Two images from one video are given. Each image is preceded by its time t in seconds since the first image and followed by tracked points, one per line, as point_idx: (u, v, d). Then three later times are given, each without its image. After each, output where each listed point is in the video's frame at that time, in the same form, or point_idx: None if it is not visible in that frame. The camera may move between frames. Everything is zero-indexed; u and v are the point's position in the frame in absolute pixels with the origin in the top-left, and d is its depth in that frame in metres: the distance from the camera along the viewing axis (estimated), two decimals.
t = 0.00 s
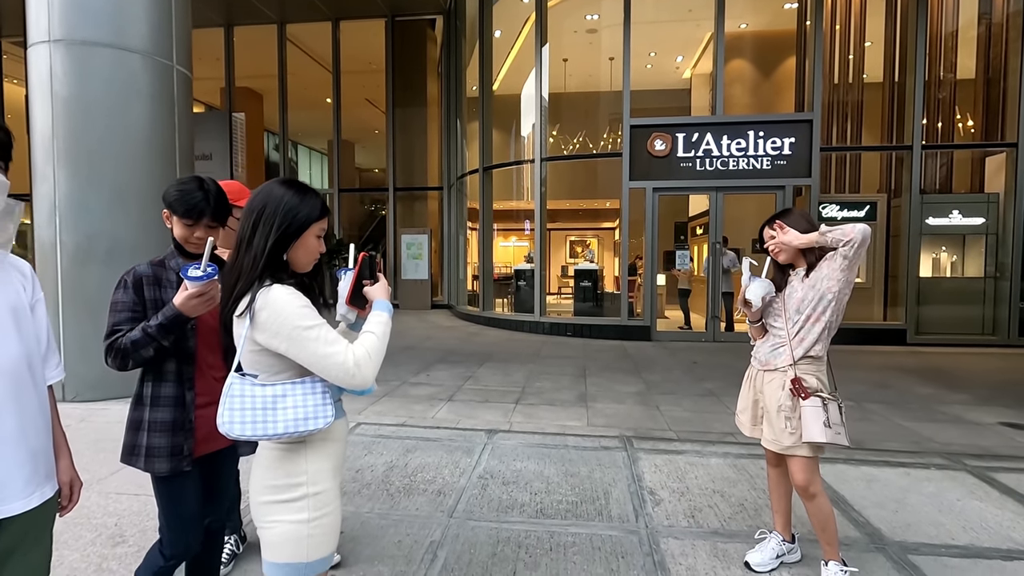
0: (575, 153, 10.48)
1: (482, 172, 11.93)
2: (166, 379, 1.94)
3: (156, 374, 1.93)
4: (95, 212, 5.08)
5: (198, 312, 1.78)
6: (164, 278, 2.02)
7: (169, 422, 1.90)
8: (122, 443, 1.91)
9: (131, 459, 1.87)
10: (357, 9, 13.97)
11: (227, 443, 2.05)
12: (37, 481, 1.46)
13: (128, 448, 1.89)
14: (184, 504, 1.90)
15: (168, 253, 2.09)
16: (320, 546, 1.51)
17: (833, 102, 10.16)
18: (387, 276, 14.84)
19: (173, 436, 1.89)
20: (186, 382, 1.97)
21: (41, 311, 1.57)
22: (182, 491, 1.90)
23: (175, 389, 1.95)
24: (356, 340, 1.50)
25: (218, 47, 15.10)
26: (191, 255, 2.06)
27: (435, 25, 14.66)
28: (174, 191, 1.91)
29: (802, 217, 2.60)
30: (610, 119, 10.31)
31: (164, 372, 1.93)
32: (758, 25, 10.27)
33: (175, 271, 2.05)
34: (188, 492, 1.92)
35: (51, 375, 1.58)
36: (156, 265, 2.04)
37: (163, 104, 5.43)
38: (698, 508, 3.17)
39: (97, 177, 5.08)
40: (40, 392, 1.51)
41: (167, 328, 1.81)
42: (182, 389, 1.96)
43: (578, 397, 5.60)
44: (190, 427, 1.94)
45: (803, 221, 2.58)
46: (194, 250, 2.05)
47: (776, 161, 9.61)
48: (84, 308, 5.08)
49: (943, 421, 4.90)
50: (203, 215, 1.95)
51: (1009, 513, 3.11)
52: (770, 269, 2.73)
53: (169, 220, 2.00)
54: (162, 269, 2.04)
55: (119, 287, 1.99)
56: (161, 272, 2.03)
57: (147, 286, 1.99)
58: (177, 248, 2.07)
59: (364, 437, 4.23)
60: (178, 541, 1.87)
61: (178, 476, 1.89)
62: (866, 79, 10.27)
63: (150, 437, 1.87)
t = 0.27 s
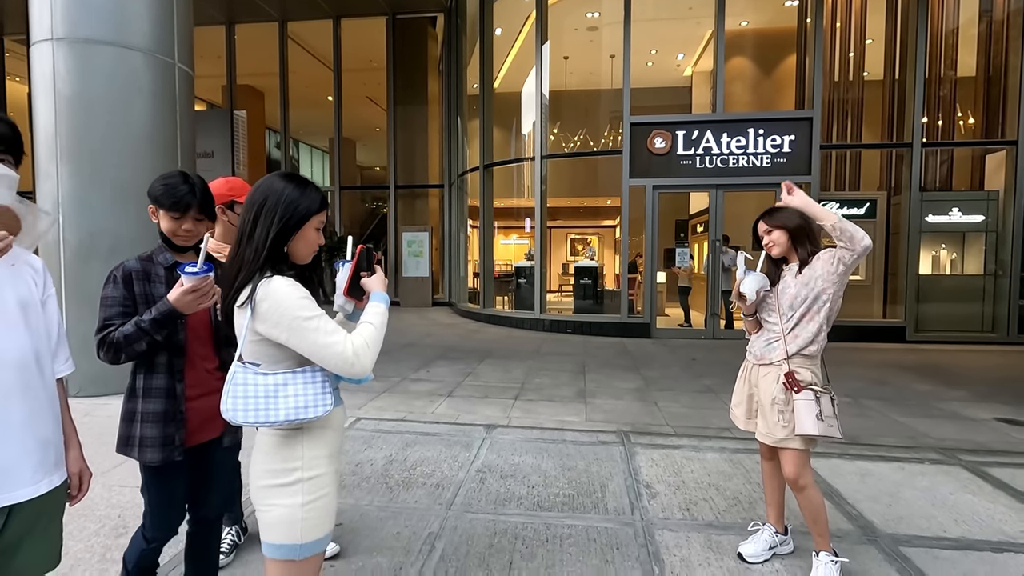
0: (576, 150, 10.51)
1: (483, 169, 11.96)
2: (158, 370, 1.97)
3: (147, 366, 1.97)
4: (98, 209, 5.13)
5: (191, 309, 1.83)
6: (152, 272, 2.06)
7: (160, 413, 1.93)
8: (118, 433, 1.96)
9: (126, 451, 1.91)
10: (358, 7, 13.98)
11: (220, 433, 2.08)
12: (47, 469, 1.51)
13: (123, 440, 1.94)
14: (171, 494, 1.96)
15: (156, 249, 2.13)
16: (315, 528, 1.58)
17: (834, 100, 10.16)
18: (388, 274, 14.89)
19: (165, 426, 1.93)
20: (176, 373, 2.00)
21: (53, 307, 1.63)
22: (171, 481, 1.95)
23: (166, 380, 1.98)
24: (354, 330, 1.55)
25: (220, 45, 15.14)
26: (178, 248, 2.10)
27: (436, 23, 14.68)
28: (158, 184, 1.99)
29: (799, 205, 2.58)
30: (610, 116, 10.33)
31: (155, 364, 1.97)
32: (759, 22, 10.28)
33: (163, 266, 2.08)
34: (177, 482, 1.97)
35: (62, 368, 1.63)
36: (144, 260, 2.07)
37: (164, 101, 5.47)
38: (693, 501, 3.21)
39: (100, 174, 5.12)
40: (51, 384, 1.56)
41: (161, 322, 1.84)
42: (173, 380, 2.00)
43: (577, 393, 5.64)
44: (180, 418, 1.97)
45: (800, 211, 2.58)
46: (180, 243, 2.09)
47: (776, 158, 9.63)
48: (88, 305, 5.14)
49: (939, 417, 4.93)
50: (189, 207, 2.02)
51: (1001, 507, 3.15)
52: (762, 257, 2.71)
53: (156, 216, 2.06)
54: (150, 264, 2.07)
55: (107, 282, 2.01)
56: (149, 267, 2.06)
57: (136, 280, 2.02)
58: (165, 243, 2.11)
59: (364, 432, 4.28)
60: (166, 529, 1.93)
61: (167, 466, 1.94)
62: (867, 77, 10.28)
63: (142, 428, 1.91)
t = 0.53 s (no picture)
0: (576, 147, 10.57)
1: (484, 166, 12.02)
2: (134, 355, 2.06)
3: (125, 351, 2.05)
4: (101, 205, 5.21)
5: (172, 305, 1.95)
6: (131, 262, 2.13)
7: (134, 396, 2.02)
8: (92, 412, 2.05)
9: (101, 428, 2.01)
10: (359, 4, 14.03)
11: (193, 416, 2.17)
12: (55, 448, 1.58)
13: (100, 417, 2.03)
14: (152, 466, 2.14)
15: (134, 237, 2.20)
16: (308, 504, 1.66)
17: (833, 97, 10.18)
18: (390, 271, 14.98)
19: (138, 409, 2.03)
20: (152, 359, 2.09)
21: (62, 293, 1.70)
22: (147, 455, 2.12)
23: (141, 365, 2.06)
24: (345, 317, 1.63)
25: (222, 43, 15.22)
26: (158, 237, 2.17)
27: (437, 20, 14.72)
28: (137, 174, 2.05)
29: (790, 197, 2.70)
30: (610, 113, 10.39)
31: (133, 349, 2.06)
32: (760, 19, 10.30)
33: (142, 256, 2.16)
34: (155, 456, 2.14)
35: (71, 353, 1.70)
36: (123, 250, 2.15)
37: (166, 98, 5.54)
38: (683, 489, 3.28)
39: (103, 170, 5.20)
40: (59, 367, 1.63)
41: (142, 316, 1.95)
42: (148, 365, 2.08)
43: (573, 387, 5.72)
44: (154, 401, 2.07)
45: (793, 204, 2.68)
46: (163, 231, 2.15)
47: (775, 155, 9.66)
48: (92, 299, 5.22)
49: (931, 410, 4.99)
50: (173, 196, 2.09)
51: (985, 496, 3.21)
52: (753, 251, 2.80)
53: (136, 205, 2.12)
54: (129, 254, 2.15)
55: (88, 271, 2.09)
56: (128, 256, 2.14)
57: (114, 270, 2.10)
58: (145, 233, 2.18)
59: (362, 423, 4.36)
60: (150, 494, 2.16)
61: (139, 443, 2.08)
62: (867, 74, 10.30)
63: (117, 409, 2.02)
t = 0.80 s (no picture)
0: (578, 145, 10.65)
1: (486, 164, 12.11)
2: (118, 349, 2.15)
3: (109, 346, 2.15)
4: (109, 203, 5.32)
5: (157, 314, 2.05)
6: (122, 263, 2.23)
7: (116, 388, 2.11)
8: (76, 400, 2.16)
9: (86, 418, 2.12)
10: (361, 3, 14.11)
11: (173, 405, 2.27)
12: (75, 431, 1.69)
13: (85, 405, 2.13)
14: (140, 448, 2.27)
15: (127, 237, 2.27)
16: (308, 484, 1.76)
17: (832, 96, 10.26)
18: (392, 268, 15.10)
19: (118, 399, 2.13)
20: (136, 354, 2.18)
21: (80, 287, 1.81)
22: (134, 440, 2.24)
23: (123, 358, 2.15)
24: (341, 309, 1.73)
25: (226, 41, 15.33)
26: (148, 236, 2.24)
27: (439, 19, 14.79)
28: (135, 175, 2.13)
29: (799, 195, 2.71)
30: (611, 111, 10.48)
31: (117, 344, 2.15)
32: (760, 17, 10.35)
33: (133, 257, 2.25)
34: (143, 439, 2.26)
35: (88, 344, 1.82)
36: (115, 251, 2.23)
37: (171, 98, 5.65)
38: (674, 479, 3.38)
39: (111, 169, 5.31)
40: (78, 356, 1.74)
41: (127, 321, 2.06)
42: (131, 360, 2.17)
43: (571, 381, 5.82)
44: (134, 392, 2.16)
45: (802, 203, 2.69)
46: (159, 231, 2.22)
47: (773, 153, 9.71)
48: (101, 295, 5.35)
49: (923, 404, 5.07)
50: (170, 196, 2.19)
51: (968, 486, 3.30)
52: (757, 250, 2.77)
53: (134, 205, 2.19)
54: (121, 255, 2.23)
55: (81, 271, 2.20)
56: (120, 258, 2.22)
57: (105, 272, 2.19)
58: (138, 233, 2.24)
59: (364, 416, 4.47)
60: (143, 472, 2.29)
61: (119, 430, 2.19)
62: (866, 72, 10.34)
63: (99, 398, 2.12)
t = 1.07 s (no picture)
0: (581, 143, 10.77)
1: (489, 162, 12.23)
2: (128, 339, 2.27)
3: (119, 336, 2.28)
4: (121, 202, 5.48)
5: (166, 303, 2.18)
6: (130, 257, 2.35)
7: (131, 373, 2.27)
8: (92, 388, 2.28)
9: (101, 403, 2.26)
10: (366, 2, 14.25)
11: (184, 388, 2.42)
12: (101, 412, 1.82)
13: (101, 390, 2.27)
14: (155, 431, 2.41)
15: (134, 232, 2.39)
16: (316, 464, 1.90)
17: (833, 94, 10.31)
18: (396, 265, 15.24)
19: (134, 384, 2.27)
20: (146, 343, 2.31)
21: (105, 280, 1.94)
22: (148, 422, 2.38)
23: (134, 347, 2.27)
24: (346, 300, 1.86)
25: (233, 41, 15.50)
26: (156, 230, 2.36)
27: (443, 18, 14.90)
28: (144, 174, 2.22)
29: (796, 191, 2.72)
30: (613, 109, 10.62)
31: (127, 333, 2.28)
32: (762, 16, 10.42)
33: (140, 250, 2.37)
34: (156, 422, 2.40)
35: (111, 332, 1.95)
36: (123, 246, 2.35)
37: (181, 99, 5.79)
38: (667, 467, 3.50)
39: (123, 168, 5.47)
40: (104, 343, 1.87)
41: (138, 310, 2.22)
42: (142, 348, 2.30)
43: (571, 375, 5.95)
44: (147, 377, 2.30)
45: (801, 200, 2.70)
46: (167, 225, 2.34)
47: (774, 151, 9.79)
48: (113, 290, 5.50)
49: (916, 398, 5.17)
50: (178, 193, 2.31)
51: (952, 475, 3.41)
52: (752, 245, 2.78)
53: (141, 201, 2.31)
54: (128, 249, 2.35)
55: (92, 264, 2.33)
56: (127, 252, 2.34)
57: (114, 265, 2.31)
58: (146, 227, 2.36)
59: (369, 407, 4.61)
60: (158, 453, 2.43)
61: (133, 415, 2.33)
62: (867, 70, 10.40)
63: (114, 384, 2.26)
